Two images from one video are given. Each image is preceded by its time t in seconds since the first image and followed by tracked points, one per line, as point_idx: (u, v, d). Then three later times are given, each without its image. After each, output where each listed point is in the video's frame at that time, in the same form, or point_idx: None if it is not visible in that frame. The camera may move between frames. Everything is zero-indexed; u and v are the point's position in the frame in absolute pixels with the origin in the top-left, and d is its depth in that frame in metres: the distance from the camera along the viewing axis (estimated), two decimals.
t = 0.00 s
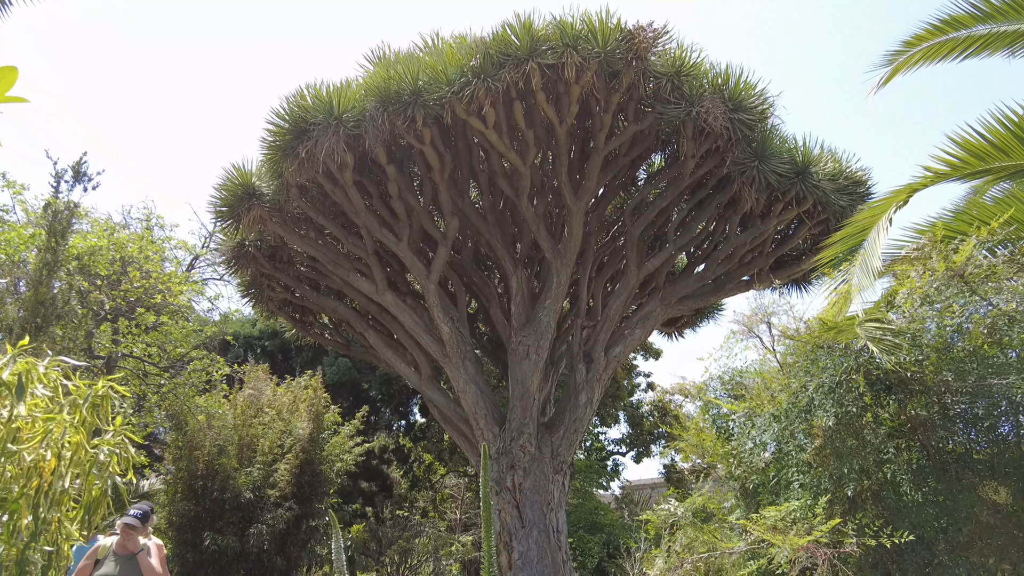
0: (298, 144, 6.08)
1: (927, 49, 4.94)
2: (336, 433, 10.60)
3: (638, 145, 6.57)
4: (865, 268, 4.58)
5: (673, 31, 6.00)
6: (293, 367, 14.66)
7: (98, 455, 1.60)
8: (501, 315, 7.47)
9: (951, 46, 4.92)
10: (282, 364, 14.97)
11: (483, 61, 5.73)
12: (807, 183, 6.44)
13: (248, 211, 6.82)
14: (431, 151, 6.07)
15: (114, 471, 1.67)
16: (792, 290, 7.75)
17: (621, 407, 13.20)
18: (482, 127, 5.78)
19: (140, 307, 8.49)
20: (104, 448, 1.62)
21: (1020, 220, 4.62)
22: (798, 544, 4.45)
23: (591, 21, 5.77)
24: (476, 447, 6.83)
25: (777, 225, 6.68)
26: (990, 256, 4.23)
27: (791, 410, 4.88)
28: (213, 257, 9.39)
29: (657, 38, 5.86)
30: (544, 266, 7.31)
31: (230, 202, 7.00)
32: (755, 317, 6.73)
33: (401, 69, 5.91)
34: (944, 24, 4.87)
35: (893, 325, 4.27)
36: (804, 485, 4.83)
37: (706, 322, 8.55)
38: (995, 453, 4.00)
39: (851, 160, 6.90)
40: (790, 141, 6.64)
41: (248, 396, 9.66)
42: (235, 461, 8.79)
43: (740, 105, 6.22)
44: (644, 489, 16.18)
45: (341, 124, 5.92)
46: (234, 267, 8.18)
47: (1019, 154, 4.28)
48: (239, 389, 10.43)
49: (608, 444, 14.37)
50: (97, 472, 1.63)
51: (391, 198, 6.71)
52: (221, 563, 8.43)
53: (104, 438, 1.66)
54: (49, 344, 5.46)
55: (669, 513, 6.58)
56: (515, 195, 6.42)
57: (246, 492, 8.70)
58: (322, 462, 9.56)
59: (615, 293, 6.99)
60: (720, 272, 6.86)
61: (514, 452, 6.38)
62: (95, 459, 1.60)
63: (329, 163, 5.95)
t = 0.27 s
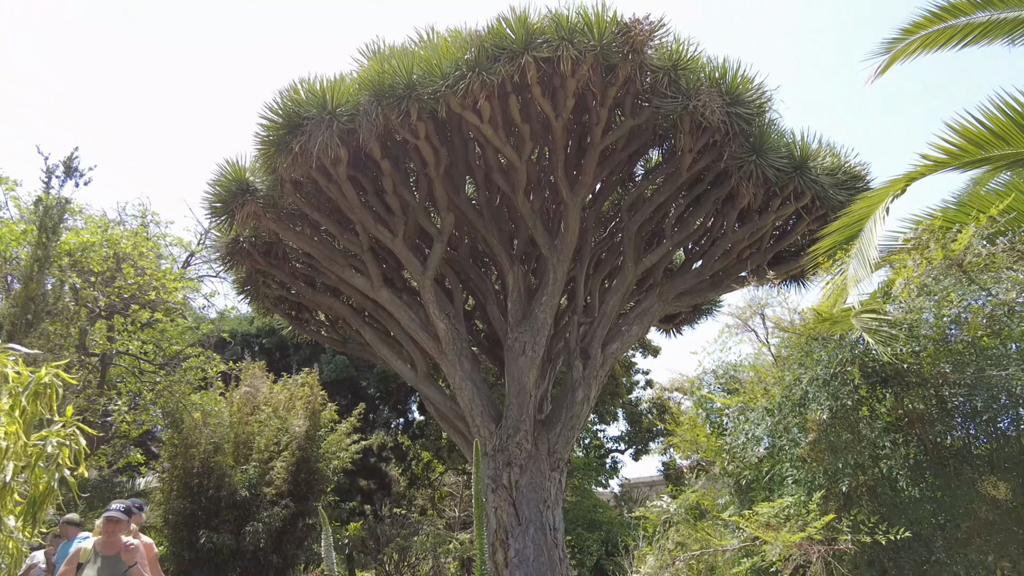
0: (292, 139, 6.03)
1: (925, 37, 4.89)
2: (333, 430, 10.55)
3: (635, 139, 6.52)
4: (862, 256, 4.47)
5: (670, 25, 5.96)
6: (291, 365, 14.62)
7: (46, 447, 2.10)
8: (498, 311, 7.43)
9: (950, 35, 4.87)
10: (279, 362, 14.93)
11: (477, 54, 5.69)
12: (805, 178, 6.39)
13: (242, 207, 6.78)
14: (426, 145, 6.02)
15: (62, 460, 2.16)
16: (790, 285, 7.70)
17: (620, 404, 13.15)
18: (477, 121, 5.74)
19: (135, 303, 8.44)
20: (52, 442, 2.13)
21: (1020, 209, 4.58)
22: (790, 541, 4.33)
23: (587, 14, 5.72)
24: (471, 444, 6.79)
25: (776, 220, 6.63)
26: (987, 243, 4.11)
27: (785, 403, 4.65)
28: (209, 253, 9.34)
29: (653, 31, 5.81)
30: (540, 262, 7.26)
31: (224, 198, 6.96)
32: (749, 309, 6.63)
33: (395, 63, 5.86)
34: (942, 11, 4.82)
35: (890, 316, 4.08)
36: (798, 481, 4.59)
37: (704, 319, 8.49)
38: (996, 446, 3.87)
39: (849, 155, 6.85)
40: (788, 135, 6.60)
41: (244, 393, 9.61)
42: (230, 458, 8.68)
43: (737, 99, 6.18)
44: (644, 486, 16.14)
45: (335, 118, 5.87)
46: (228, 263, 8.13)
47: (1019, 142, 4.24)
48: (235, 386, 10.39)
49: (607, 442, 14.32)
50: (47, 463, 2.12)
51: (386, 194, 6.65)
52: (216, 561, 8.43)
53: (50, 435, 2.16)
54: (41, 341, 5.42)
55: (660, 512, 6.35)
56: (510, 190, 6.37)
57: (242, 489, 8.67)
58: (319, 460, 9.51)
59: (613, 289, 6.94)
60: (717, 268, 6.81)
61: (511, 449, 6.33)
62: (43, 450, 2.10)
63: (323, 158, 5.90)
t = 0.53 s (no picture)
0: (286, 135, 5.99)
1: (923, 24, 4.86)
2: (330, 429, 10.49)
3: (632, 135, 6.48)
4: (858, 251, 4.40)
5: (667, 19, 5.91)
6: (288, 363, 14.58)
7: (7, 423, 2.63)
8: (494, 308, 7.38)
9: (948, 22, 4.83)
10: (277, 361, 14.90)
11: (472, 48, 5.63)
12: (803, 174, 6.35)
13: (236, 203, 6.74)
14: (421, 141, 5.97)
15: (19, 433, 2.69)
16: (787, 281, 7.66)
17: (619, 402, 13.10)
18: (472, 116, 5.69)
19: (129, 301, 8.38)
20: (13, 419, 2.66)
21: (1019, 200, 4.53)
22: (784, 537, 4.16)
23: (583, 8, 5.67)
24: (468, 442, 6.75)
25: (774, 216, 6.58)
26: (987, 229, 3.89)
27: (780, 396, 4.43)
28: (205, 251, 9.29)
29: (650, 25, 5.77)
30: (537, 259, 7.21)
31: (218, 194, 6.92)
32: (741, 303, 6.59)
33: (389, 57, 5.81)
34: None
35: (886, 307, 3.91)
36: (793, 476, 4.38)
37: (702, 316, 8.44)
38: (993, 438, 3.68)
39: (848, 150, 6.80)
40: (786, 130, 6.56)
41: (240, 391, 9.54)
42: (227, 456, 8.72)
43: (735, 93, 6.13)
44: (643, 485, 16.09)
45: (328, 113, 5.83)
46: (223, 260, 8.08)
47: (1019, 130, 4.19)
48: (232, 385, 10.34)
49: (606, 440, 14.27)
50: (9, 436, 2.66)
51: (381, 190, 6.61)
52: (212, 560, 8.42)
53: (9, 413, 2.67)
54: (33, 338, 5.39)
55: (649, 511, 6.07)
56: (507, 186, 6.32)
57: (238, 488, 8.65)
58: (315, 458, 9.44)
59: (610, 286, 6.89)
60: (715, 264, 6.76)
61: (507, 447, 6.29)
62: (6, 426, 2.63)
63: (317, 153, 5.85)
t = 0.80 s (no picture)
0: (280, 127, 5.95)
1: (922, 10, 4.80)
2: (327, 424, 10.45)
3: (630, 127, 6.43)
4: (858, 238, 4.37)
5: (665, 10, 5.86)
6: (286, 358, 14.54)
7: None
8: (491, 302, 7.34)
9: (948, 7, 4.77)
10: (276, 356, 14.87)
11: (468, 39, 5.58)
12: (801, 166, 6.31)
13: (231, 196, 6.69)
14: (417, 133, 5.92)
15: None
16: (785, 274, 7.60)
17: (618, 398, 13.05)
18: (468, 108, 5.64)
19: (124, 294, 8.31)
20: None
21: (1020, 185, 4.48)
22: (777, 528, 3.89)
23: None
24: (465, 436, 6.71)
25: (773, 209, 6.54)
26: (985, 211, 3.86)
27: (773, 383, 4.25)
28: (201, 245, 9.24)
29: (647, 16, 5.71)
30: (535, 253, 7.16)
31: (212, 186, 6.87)
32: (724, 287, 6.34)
33: (384, 48, 5.76)
34: None
35: (883, 291, 3.79)
36: (785, 466, 4.18)
37: (701, 310, 8.40)
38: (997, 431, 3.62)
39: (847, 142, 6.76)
40: (785, 122, 6.51)
41: (236, 386, 9.49)
42: (223, 451, 8.78)
43: (733, 85, 6.08)
44: (642, 480, 16.05)
45: (323, 105, 5.78)
46: (218, 254, 8.04)
47: (1021, 113, 4.13)
48: (228, 379, 10.29)
49: (605, 435, 14.23)
50: None
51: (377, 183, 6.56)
52: (209, 555, 8.48)
53: None
54: (26, 332, 5.36)
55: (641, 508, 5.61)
56: (503, 179, 6.26)
57: (235, 483, 8.65)
58: (313, 453, 9.40)
59: (607, 280, 6.85)
60: (714, 258, 6.71)
61: (504, 441, 6.25)
62: None
63: (311, 145, 5.80)
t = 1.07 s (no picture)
0: (271, 115, 5.88)
1: None
2: (324, 416, 10.42)
3: (627, 115, 6.35)
4: (853, 220, 4.30)
5: None
6: (283, 351, 14.50)
7: None
8: (487, 293, 7.28)
9: None
10: (273, 348, 14.82)
11: (461, 25, 5.49)
12: (799, 155, 6.25)
13: (223, 185, 6.62)
14: (411, 121, 5.84)
15: None
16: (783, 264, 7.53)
17: (616, 390, 13.01)
18: (461, 95, 5.56)
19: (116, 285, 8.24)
20: None
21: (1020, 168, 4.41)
22: (766, 520, 3.72)
23: None
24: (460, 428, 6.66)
25: (771, 199, 6.47)
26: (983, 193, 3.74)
27: (764, 368, 4.03)
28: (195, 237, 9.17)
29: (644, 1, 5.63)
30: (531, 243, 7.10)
31: (204, 176, 6.80)
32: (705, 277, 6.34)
33: (377, 35, 5.67)
34: None
35: (878, 274, 3.64)
36: (777, 454, 4.03)
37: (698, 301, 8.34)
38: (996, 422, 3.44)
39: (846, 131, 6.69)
40: (783, 110, 6.44)
41: (231, 377, 9.44)
42: (219, 442, 8.72)
43: (731, 73, 6.00)
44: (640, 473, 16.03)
45: (314, 92, 5.70)
46: (211, 245, 7.98)
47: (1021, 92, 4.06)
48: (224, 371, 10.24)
49: (602, 428, 14.20)
50: None
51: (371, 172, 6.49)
52: (204, 547, 8.42)
53: None
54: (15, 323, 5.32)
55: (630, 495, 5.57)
56: (498, 168, 6.19)
57: (229, 475, 8.67)
58: (308, 445, 9.37)
59: (604, 271, 6.79)
60: (711, 248, 6.65)
61: (499, 433, 6.21)
62: None
63: (303, 133, 5.73)
